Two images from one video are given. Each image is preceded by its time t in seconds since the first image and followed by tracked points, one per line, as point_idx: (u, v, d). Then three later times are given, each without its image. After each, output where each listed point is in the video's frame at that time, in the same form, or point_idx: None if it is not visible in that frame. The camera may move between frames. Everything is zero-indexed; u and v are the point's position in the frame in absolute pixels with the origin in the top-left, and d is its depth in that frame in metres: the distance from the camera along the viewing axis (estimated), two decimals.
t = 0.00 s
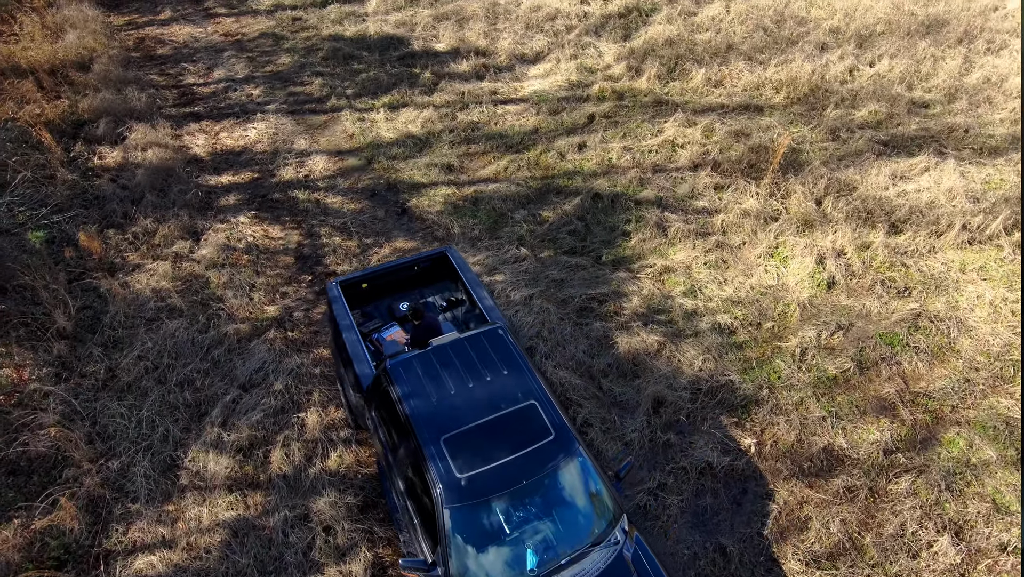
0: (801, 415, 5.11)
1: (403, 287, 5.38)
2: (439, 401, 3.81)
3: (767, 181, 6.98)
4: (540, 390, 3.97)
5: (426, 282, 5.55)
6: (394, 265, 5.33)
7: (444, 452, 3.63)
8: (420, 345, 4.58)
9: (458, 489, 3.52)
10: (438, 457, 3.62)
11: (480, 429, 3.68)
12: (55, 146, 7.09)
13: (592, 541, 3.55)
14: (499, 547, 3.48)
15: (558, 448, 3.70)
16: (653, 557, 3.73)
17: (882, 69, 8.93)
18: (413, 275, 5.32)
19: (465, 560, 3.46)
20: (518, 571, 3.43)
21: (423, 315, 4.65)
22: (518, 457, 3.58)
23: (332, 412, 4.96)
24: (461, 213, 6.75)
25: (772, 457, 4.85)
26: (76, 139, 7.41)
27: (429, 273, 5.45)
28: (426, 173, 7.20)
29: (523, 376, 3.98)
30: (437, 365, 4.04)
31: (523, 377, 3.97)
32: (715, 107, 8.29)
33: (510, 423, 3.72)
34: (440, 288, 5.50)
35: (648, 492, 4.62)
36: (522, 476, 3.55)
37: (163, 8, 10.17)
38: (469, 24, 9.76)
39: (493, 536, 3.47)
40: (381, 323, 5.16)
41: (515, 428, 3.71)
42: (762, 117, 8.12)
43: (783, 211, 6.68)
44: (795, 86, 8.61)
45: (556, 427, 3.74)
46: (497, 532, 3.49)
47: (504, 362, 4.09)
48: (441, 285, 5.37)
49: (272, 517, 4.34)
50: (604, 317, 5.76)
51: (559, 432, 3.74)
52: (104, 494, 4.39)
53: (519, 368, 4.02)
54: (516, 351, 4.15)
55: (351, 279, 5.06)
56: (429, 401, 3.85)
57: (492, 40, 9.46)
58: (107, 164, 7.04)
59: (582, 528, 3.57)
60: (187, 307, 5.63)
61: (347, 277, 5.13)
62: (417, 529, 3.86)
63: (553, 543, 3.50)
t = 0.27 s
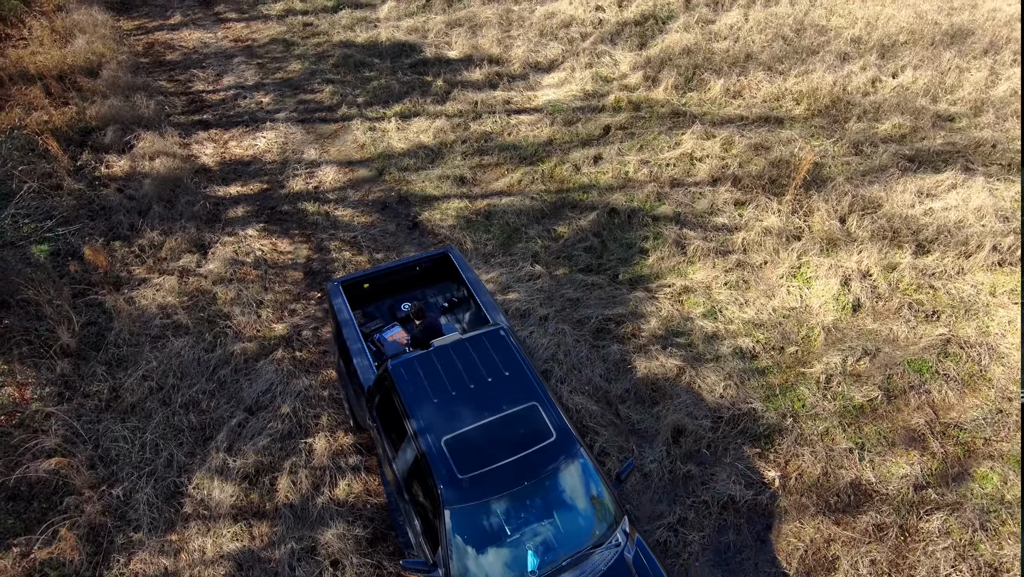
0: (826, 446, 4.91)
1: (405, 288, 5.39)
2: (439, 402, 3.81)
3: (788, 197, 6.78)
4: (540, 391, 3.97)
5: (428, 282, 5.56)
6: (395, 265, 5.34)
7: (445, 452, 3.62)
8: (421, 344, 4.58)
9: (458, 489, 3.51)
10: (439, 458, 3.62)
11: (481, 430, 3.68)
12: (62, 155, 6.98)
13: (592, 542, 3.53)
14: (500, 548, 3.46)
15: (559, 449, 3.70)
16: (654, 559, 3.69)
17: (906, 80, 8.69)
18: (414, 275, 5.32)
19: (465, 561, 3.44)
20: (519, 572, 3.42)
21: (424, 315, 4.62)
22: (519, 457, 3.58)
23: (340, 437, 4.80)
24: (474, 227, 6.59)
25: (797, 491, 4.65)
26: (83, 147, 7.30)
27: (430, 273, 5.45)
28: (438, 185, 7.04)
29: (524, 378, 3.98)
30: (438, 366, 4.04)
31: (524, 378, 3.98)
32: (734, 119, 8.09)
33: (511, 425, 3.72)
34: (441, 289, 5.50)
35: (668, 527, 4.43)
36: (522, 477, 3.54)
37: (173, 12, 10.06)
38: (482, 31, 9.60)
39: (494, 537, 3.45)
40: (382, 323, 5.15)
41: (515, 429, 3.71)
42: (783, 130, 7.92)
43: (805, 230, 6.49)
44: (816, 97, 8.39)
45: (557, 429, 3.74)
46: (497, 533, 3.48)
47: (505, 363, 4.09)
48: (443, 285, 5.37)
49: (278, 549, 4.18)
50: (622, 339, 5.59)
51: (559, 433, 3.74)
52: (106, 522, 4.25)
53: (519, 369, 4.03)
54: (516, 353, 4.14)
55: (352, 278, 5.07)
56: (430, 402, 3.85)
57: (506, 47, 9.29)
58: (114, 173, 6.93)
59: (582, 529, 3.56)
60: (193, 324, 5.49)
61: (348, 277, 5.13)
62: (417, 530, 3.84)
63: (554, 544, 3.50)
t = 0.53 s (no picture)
0: (851, 478, 4.72)
1: (405, 288, 5.31)
2: (439, 402, 3.78)
3: (808, 214, 6.60)
4: (541, 392, 3.94)
5: (427, 282, 5.48)
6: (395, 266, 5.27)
7: (445, 454, 3.60)
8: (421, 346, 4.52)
9: (458, 491, 3.49)
10: (439, 459, 3.59)
11: (481, 431, 3.64)
12: (66, 164, 6.86)
13: (593, 543, 3.51)
14: (500, 550, 3.44)
15: (559, 451, 3.68)
16: (656, 560, 3.67)
17: (927, 91, 8.46)
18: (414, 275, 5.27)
19: (465, 563, 3.43)
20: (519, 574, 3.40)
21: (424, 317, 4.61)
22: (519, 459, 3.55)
23: (347, 464, 4.64)
24: (485, 242, 6.42)
25: (822, 525, 4.45)
26: (88, 157, 7.18)
27: (430, 274, 5.38)
28: (449, 198, 6.89)
29: (525, 378, 3.95)
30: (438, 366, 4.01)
31: (525, 379, 3.94)
32: (751, 130, 7.90)
33: (512, 426, 3.69)
34: (441, 289, 5.44)
35: (689, 563, 4.23)
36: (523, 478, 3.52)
37: (180, 17, 9.93)
38: (493, 37, 9.43)
39: (494, 540, 3.43)
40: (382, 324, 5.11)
41: (516, 430, 3.68)
42: (801, 142, 7.73)
43: (827, 248, 6.30)
44: (835, 109, 8.18)
45: (558, 430, 3.71)
46: (497, 535, 3.46)
47: (506, 364, 4.06)
48: (443, 286, 5.31)
49: None
50: (638, 362, 5.40)
51: (560, 434, 3.71)
52: (105, 552, 4.10)
53: (520, 369, 3.99)
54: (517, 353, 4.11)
55: (352, 279, 5.00)
56: (430, 402, 3.82)
57: (517, 55, 9.12)
58: (119, 184, 6.80)
59: (583, 531, 3.54)
60: (197, 343, 5.35)
61: (347, 278, 5.07)
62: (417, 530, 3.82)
63: (555, 546, 3.47)
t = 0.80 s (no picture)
0: (876, 510, 4.52)
1: (403, 289, 5.33)
2: (438, 404, 3.76)
3: (827, 230, 6.41)
4: (541, 393, 3.93)
5: (426, 284, 5.51)
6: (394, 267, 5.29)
7: (445, 456, 3.59)
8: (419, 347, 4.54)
9: (458, 493, 3.48)
10: (438, 461, 3.58)
11: (480, 432, 3.63)
12: (68, 174, 6.73)
13: (593, 544, 3.50)
14: (499, 552, 3.44)
15: (559, 452, 3.66)
16: (656, 560, 3.67)
17: (948, 101, 8.24)
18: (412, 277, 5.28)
19: (464, 565, 3.42)
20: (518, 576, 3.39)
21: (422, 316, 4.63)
22: (518, 461, 3.54)
23: (353, 491, 4.47)
24: (495, 257, 6.26)
25: (847, 561, 4.25)
26: (91, 166, 7.05)
27: (429, 275, 5.41)
28: (458, 211, 6.73)
29: (524, 379, 3.94)
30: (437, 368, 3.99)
31: (524, 381, 3.93)
32: (767, 142, 7.72)
33: (511, 428, 3.67)
34: (440, 290, 5.45)
35: None
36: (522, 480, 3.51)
37: (186, 21, 9.80)
38: (503, 44, 9.28)
39: (493, 542, 3.43)
40: (381, 326, 5.11)
41: (516, 432, 3.66)
42: (819, 154, 7.54)
43: (848, 266, 6.12)
44: (853, 119, 7.98)
45: (557, 431, 3.70)
46: (497, 537, 3.45)
47: (505, 365, 4.05)
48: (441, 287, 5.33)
49: None
50: (653, 385, 5.23)
51: (560, 436, 3.70)
52: None
53: (519, 371, 3.98)
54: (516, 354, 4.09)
55: (351, 280, 5.02)
56: (429, 404, 3.81)
57: (528, 62, 8.95)
58: (121, 194, 6.67)
59: (583, 532, 3.53)
60: (199, 362, 5.20)
61: (346, 279, 5.08)
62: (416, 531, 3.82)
63: (554, 547, 3.47)
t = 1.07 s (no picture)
0: (902, 543, 4.32)
1: (399, 290, 5.23)
2: (437, 405, 3.73)
3: (846, 247, 6.22)
4: (539, 395, 3.91)
5: (422, 284, 5.41)
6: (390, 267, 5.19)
7: (443, 457, 3.55)
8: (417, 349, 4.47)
9: (456, 494, 3.44)
10: (436, 462, 3.54)
11: (479, 433, 3.60)
12: (68, 184, 6.59)
13: (592, 546, 3.48)
14: (497, 554, 3.39)
15: (557, 454, 3.65)
16: (654, 562, 3.65)
17: (968, 110, 8.03)
18: (410, 277, 5.18)
19: (462, 566, 3.38)
20: None
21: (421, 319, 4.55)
22: (517, 463, 3.51)
23: (358, 520, 4.30)
24: (504, 273, 6.09)
25: None
26: (92, 175, 6.91)
27: (425, 275, 5.31)
28: (466, 224, 6.56)
29: (523, 381, 3.92)
30: (435, 369, 3.96)
31: (522, 383, 3.91)
32: (782, 153, 7.54)
33: (510, 429, 3.65)
34: (437, 291, 5.37)
35: None
36: (521, 480, 3.48)
37: (189, 26, 9.66)
38: (511, 50, 9.12)
39: (491, 543, 3.38)
40: (377, 327, 5.03)
41: (515, 433, 3.64)
42: (836, 166, 7.35)
43: (868, 284, 5.94)
44: (870, 130, 7.80)
45: (556, 433, 3.68)
46: (495, 538, 3.41)
47: (503, 367, 4.02)
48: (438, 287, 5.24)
49: None
50: (668, 409, 5.05)
51: (559, 437, 3.68)
52: None
53: (518, 372, 3.96)
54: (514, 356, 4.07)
55: (347, 280, 4.92)
56: (427, 405, 3.77)
57: (536, 69, 8.78)
58: (122, 205, 6.53)
59: (581, 534, 3.51)
60: (200, 383, 5.04)
61: (342, 279, 4.98)
62: (412, 533, 3.77)
63: (553, 549, 3.43)
